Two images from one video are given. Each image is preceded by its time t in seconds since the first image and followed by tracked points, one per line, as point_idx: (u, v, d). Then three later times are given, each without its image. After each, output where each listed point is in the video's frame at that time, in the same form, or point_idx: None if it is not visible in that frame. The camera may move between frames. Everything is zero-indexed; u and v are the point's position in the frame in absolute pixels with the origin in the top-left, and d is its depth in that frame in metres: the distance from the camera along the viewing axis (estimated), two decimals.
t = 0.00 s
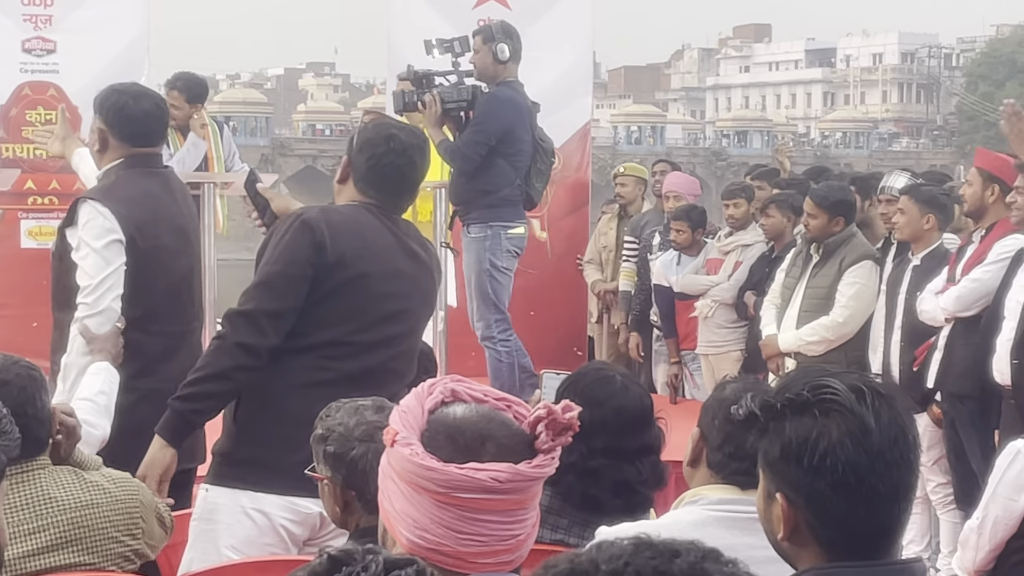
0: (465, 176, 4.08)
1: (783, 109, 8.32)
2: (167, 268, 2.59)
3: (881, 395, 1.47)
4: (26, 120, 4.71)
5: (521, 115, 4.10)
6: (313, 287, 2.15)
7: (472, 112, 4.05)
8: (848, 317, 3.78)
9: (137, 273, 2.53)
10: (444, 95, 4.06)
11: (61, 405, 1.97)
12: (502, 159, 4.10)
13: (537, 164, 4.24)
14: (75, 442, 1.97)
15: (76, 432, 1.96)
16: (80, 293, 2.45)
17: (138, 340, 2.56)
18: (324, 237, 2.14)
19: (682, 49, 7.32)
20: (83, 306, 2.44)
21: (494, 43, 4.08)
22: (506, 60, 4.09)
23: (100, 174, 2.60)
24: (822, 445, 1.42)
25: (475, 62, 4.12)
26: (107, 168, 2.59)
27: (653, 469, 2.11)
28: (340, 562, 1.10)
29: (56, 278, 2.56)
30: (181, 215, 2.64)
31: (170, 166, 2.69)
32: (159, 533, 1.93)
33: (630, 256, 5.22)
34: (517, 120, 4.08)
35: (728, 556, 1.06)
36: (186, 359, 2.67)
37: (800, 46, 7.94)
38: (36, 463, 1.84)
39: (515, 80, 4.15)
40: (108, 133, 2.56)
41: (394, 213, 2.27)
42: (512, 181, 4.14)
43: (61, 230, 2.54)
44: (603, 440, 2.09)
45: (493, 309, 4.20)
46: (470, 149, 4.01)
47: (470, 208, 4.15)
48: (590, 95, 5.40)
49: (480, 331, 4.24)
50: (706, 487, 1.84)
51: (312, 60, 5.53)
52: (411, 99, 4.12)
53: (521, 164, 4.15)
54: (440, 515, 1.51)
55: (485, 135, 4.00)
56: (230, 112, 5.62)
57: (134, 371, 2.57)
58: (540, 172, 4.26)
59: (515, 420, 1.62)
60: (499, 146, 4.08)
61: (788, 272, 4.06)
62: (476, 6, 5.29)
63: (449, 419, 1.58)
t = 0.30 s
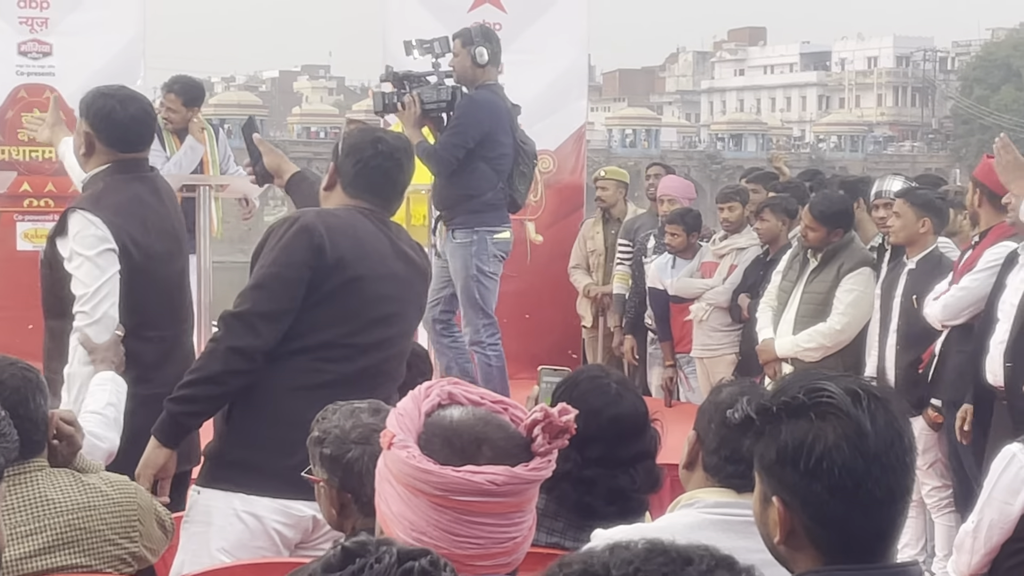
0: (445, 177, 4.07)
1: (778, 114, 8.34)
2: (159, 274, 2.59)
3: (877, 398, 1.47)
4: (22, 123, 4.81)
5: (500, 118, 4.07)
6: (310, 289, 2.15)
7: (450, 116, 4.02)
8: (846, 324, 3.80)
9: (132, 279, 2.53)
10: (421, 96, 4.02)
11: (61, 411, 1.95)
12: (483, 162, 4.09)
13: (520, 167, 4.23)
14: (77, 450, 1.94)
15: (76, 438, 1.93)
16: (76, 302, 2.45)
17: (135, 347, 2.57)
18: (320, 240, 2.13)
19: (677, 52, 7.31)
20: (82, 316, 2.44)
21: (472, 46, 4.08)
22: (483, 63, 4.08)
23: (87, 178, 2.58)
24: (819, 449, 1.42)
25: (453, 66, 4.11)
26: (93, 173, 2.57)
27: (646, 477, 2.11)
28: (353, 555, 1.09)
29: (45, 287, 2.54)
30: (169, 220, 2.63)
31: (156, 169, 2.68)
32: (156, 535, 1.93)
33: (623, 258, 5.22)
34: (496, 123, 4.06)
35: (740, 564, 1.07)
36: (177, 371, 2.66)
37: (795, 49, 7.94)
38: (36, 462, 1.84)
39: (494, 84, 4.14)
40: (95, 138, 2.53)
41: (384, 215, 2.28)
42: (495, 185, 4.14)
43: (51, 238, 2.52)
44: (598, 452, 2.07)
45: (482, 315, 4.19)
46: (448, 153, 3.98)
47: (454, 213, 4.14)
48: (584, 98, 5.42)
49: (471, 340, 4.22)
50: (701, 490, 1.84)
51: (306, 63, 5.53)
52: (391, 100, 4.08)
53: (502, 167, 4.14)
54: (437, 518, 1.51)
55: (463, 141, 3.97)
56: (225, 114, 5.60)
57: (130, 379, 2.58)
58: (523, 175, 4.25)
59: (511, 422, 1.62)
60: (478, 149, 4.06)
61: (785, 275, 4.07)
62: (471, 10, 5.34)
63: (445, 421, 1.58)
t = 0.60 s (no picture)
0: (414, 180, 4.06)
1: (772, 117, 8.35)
2: (142, 282, 2.59)
3: (870, 403, 1.47)
4: (15, 127, 4.87)
5: (471, 122, 4.05)
6: (273, 298, 2.15)
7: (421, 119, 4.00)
8: (841, 331, 3.80)
9: (117, 290, 2.53)
10: (395, 97, 3.99)
11: (57, 416, 1.95)
12: (453, 166, 4.08)
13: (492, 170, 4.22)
14: (70, 455, 1.94)
15: (72, 442, 1.93)
16: (64, 317, 2.44)
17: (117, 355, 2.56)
18: (281, 247, 2.13)
19: (670, 57, 7.30)
20: (69, 331, 2.43)
21: (443, 50, 4.05)
22: (453, 68, 4.06)
23: (63, 185, 2.57)
24: (812, 454, 1.41)
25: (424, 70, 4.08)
26: (69, 180, 2.56)
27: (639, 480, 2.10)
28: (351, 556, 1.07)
29: (27, 296, 2.52)
30: (149, 225, 2.63)
31: (135, 170, 2.67)
32: (150, 540, 1.91)
33: (616, 263, 5.28)
34: (466, 127, 4.03)
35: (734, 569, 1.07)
36: (157, 374, 2.66)
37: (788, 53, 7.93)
38: (30, 466, 1.83)
39: (465, 88, 4.11)
40: (68, 142, 2.54)
41: (356, 217, 2.28)
42: (467, 189, 4.13)
43: (29, 249, 2.50)
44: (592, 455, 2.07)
45: (461, 319, 4.19)
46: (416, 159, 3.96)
47: (428, 218, 4.14)
48: (578, 102, 5.43)
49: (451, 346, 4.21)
50: (696, 493, 1.84)
51: (298, 68, 5.53)
52: (364, 102, 4.06)
53: (474, 171, 4.12)
54: (430, 521, 1.51)
55: (430, 146, 3.95)
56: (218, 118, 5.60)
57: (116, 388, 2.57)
58: (495, 178, 4.23)
59: (505, 426, 1.62)
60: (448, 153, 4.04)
61: (780, 279, 4.08)
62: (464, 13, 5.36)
63: (439, 425, 1.58)
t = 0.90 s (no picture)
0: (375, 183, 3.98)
1: (768, 121, 8.35)
2: (117, 290, 2.58)
3: (863, 408, 1.47)
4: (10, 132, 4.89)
5: (434, 127, 3.96)
6: (187, 315, 2.13)
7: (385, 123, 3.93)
8: (832, 333, 3.79)
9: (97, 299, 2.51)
10: (365, 100, 3.91)
11: (51, 421, 1.94)
12: (416, 171, 3.99)
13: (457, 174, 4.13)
14: (65, 459, 1.93)
15: (65, 447, 1.92)
16: (43, 330, 2.43)
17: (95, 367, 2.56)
18: (185, 264, 2.11)
19: (666, 61, 7.33)
20: (49, 344, 2.42)
21: (409, 53, 3.95)
22: (420, 72, 3.94)
23: (37, 191, 2.57)
24: (806, 461, 1.41)
25: (391, 72, 3.97)
26: (43, 186, 2.56)
27: (636, 485, 2.10)
28: (329, 553, 1.12)
29: (6, 306, 2.50)
30: (125, 229, 2.62)
31: (109, 173, 2.66)
32: (146, 546, 1.88)
33: (609, 268, 5.29)
34: (430, 132, 3.95)
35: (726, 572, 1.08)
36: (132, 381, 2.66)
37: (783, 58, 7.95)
38: (25, 471, 1.82)
39: (431, 92, 4.00)
40: (39, 146, 2.54)
41: (291, 219, 2.25)
42: (429, 194, 4.04)
43: (4, 259, 2.48)
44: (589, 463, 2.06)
45: (421, 324, 4.12)
46: (379, 163, 3.89)
47: (388, 224, 4.07)
48: (573, 106, 5.43)
49: (414, 350, 4.14)
50: (690, 498, 1.84)
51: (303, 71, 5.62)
52: (334, 104, 3.99)
53: (438, 176, 4.04)
54: (424, 526, 1.50)
55: (391, 151, 3.88)
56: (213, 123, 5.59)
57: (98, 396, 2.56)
58: (459, 184, 4.14)
59: (500, 431, 1.62)
60: (410, 157, 3.96)
61: (773, 284, 4.07)
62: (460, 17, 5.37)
63: (432, 430, 1.58)
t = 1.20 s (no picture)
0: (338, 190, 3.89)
1: (758, 128, 8.35)
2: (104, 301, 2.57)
3: (843, 416, 1.47)
4: None
5: (399, 133, 3.88)
6: (88, 349, 2.04)
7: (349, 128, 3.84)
8: (814, 331, 3.79)
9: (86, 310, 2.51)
10: (331, 102, 3.82)
11: (36, 430, 1.94)
12: (379, 176, 3.90)
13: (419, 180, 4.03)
14: (49, 467, 1.93)
15: (49, 455, 1.92)
16: (36, 343, 2.42)
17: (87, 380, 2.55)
18: (72, 297, 2.02)
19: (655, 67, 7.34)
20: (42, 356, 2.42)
21: (376, 57, 3.87)
22: (385, 78, 3.86)
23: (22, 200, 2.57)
24: (788, 470, 1.41)
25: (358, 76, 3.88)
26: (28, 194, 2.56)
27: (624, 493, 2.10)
28: (273, 565, 1.18)
29: None
30: (112, 237, 2.62)
31: (95, 181, 2.66)
32: (132, 556, 1.86)
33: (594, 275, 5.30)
34: (394, 137, 3.86)
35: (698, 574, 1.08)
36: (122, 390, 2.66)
37: (774, 63, 7.96)
38: (8, 480, 1.82)
39: (397, 97, 3.93)
40: (24, 155, 2.54)
41: (195, 226, 2.16)
42: (394, 199, 3.94)
43: None
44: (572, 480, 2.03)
45: (348, 324, 3.92)
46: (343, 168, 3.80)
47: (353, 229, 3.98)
48: (561, 112, 5.44)
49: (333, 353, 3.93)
50: (675, 505, 1.84)
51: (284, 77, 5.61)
52: (300, 108, 3.91)
53: (403, 182, 3.95)
54: (405, 534, 1.50)
55: (355, 156, 3.79)
56: (203, 129, 5.61)
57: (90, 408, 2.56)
58: (423, 189, 4.03)
59: (481, 439, 1.62)
60: (374, 162, 3.87)
61: (757, 291, 4.07)
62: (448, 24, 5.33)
63: (413, 437, 1.58)
